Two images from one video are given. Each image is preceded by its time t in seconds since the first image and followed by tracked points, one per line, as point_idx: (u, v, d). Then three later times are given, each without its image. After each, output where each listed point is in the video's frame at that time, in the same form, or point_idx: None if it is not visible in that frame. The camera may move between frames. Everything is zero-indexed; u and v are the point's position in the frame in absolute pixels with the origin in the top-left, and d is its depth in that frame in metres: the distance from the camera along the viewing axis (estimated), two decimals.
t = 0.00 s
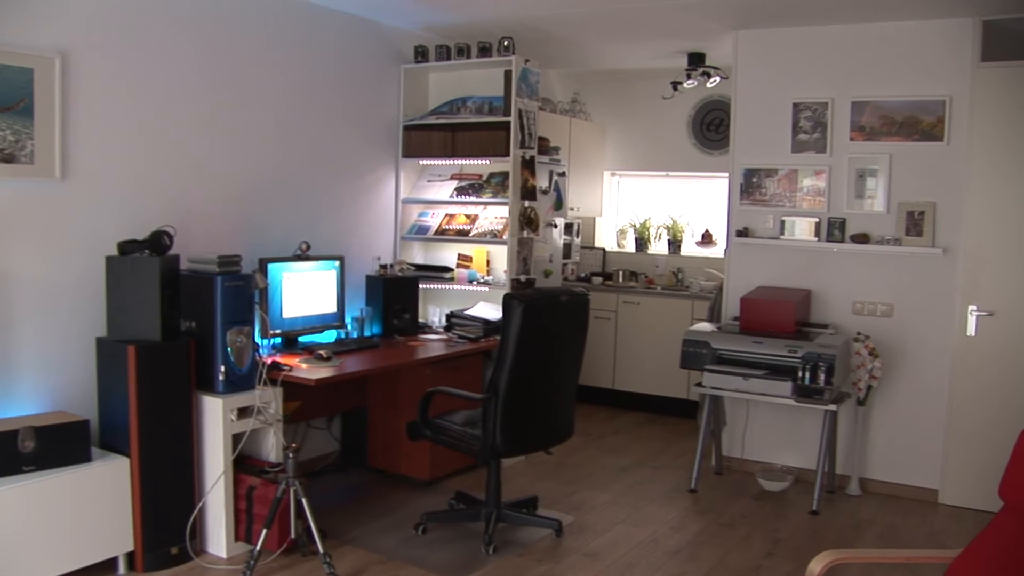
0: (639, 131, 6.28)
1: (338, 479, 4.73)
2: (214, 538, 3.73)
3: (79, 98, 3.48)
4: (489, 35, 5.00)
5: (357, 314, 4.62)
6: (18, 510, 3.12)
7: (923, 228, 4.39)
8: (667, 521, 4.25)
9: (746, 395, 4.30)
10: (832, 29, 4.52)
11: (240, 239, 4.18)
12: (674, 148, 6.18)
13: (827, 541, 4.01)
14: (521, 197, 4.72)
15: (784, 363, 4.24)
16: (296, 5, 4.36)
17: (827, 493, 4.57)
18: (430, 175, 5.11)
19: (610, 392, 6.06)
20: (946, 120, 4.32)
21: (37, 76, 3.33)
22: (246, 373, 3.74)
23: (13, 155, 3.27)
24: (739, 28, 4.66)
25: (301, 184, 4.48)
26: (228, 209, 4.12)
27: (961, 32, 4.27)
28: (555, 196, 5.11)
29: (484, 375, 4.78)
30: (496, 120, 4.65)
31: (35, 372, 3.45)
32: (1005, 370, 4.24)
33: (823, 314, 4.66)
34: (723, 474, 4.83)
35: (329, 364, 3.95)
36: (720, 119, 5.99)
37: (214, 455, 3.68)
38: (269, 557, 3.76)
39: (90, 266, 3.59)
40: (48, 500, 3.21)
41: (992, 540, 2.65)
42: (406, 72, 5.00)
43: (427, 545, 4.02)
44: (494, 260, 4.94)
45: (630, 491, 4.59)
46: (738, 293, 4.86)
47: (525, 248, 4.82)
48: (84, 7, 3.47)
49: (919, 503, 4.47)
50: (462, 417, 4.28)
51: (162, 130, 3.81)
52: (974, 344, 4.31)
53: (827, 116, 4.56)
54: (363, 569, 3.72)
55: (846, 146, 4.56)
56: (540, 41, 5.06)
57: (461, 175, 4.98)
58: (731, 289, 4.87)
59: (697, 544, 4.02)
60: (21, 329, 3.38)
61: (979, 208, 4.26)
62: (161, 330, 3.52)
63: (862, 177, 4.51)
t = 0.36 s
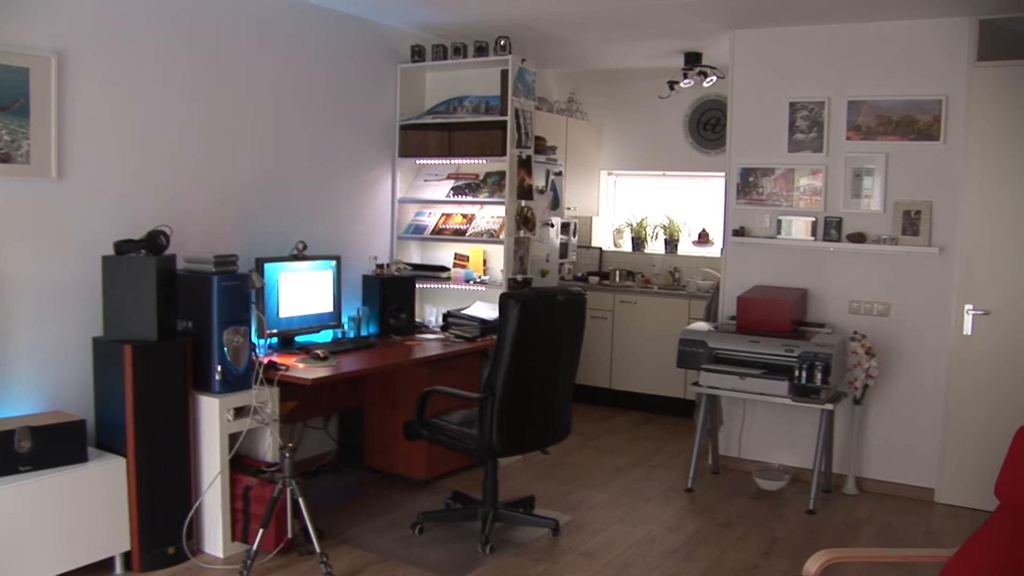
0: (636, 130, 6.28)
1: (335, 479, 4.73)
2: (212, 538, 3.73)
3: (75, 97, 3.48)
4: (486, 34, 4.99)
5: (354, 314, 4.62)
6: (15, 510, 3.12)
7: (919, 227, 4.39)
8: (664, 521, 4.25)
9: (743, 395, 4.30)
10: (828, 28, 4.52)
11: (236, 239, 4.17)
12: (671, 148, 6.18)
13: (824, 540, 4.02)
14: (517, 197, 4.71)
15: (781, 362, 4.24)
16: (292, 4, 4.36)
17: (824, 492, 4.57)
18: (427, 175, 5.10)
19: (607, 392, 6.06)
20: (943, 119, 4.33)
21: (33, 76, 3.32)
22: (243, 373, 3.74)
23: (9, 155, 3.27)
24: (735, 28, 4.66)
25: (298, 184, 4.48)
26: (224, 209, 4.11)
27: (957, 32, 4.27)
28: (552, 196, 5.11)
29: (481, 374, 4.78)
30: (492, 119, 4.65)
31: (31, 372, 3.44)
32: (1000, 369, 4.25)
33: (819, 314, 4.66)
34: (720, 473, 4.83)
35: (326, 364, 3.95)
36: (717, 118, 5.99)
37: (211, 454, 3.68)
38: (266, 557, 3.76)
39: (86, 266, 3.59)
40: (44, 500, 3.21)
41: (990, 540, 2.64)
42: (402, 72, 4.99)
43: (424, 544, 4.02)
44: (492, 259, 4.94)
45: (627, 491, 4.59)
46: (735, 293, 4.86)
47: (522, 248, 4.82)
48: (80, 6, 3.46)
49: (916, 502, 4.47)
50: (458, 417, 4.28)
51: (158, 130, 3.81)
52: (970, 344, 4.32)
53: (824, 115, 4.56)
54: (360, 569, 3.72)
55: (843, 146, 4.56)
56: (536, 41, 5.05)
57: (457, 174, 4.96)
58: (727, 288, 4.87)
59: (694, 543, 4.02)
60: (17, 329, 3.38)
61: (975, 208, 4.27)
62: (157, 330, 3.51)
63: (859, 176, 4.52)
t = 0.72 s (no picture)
0: (626, 129, 6.28)
1: (325, 479, 4.72)
2: (202, 539, 3.72)
3: (62, 97, 3.46)
4: (475, 34, 4.98)
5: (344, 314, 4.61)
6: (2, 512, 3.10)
7: (908, 225, 4.41)
8: (655, 519, 4.26)
9: (734, 393, 4.30)
10: (818, 27, 4.52)
11: (226, 239, 4.16)
12: (662, 147, 6.18)
13: (814, 538, 4.03)
14: (507, 196, 4.71)
15: (771, 360, 4.25)
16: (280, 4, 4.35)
17: (814, 490, 4.57)
18: (418, 174, 5.09)
19: (597, 391, 6.06)
20: (931, 118, 4.34)
21: (20, 75, 3.30)
22: (233, 373, 3.73)
23: None
24: (725, 27, 4.66)
25: (288, 184, 4.47)
26: (213, 209, 4.10)
27: (945, 31, 4.29)
28: (542, 195, 5.11)
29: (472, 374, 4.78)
30: (482, 118, 4.64)
31: (19, 374, 3.43)
32: (989, 366, 4.27)
33: (809, 312, 4.67)
34: (711, 472, 4.83)
35: (316, 364, 3.94)
36: (707, 117, 5.99)
37: (201, 454, 3.67)
38: (256, 557, 3.75)
39: (74, 266, 3.57)
40: (32, 502, 3.19)
41: (981, 538, 2.63)
42: (392, 71, 4.98)
43: (415, 544, 4.01)
44: (482, 259, 4.93)
45: (618, 489, 4.59)
46: (725, 291, 4.87)
47: (512, 247, 4.82)
48: (68, 5, 3.45)
49: (906, 499, 4.48)
50: (449, 416, 4.29)
51: (147, 129, 3.79)
52: (959, 342, 4.33)
53: (813, 114, 4.57)
54: (350, 569, 3.71)
55: (832, 145, 4.57)
56: (526, 40, 5.05)
57: (448, 174, 4.96)
58: (717, 287, 4.88)
59: (684, 541, 4.03)
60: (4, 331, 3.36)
61: (964, 206, 4.29)
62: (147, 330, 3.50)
63: (848, 174, 4.53)
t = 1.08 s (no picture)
0: (612, 130, 6.28)
1: (309, 479, 4.70)
2: (186, 540, 3.71)
3: (45, 96, 3.45)
4: (461, 34, 4.98)
5: (329, 314, 4.59)
6: None
7: (892, 226, 4.42)
8: (639, 519, 4.26)
9: (719, 393, 4.31)
10: (802, 28, 4.54)
11: (210, 239, 4.15)
12: (647, 148, 6.19)
13: (798, 538, 4.04)
14: (492, 196, 4.70)
15: (755, 360, 4.26)
16: (266, 3, 4.34)
17: (798, 490, 4.58)
18: (402, 174, 5.07)
19: (582, 391, 6.06)
20: (914, 119, 4.36)
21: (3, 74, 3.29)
22: (217, 374, 3.71)
23: None
24: (709, 27, 4.67)
25: (272, 183, 4.46)
26: (198, 209, 4.09)
27: (927, 33, 4.31)
28: (527, 195, 5.11)
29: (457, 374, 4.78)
30: (467, 118, 4.63)
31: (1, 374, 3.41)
32: (971, 365, 4.30)
33: (794, 313, 4.68)
34: (696, 471, 4.84)
35: (300, 365, 3.93)
36: (692, 117, 6.00)
37: (184, 455, 3.66)
38: (241, 558, 3.74)
39: (57, 267, 3.55)
40: (15, 504, 3.16)
41: (965, 539, 2.63)
42: (377, 71, 4.98)
43: (400, 545, 4.00)
44: (466, 258, 4.92)
45: (603, 489, 4.59)
46: (710, 292, 4.87)
47: (497, 247, 4.81)
48: (51, 4, 3.43)
49: (889, 498, 4.50)
50: (434, 417, 4.29)
51: (131, 129, 3.78)
52: (942, 341, 4.35)
53: (797, 115, 4.58)
54: (334, 570, 3.70)
55: (816, 145, 4.58)
56: (511, 41, 5.05)
57: (432, 174, 4.95)
58: (702, 287, 4.88)
59: (669, 541, 4.03)
60: None
61: (946, 207, 4.31)
62: (130, 330, 3.48)
63: (832, 175, 4.54)
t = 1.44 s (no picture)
0: (595, 129, 6.28)
1: (290, 479, 4.68)
2: (165, 540, 3.69)
3: (22, 94, 3.42)
4: (442, 33, 4.97)
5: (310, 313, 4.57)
6: None
7: (871, 226, 4.44)
8: (620, 518, 4.26)
9: (699, 392, 4.31)
10: (782, 29, 4.54)
11: (190, 238, 4.12)
12: (630, 147, 6.19)
13: (778, 536, 4.05)
14: (473, 195, 4.69)
15: (736, 360, 4.26)
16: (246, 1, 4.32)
17: (779, 489, 4.59)
18: (383, 173, 5.06)
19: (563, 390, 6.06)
20: (894, 119, 4.38)
21: None
22: (196, 373, 3.69)
23: None
24: (691, 27, 4.67)
25: (252, 182, 4.44)
26: (178, 207, 4.07)
27: (907, 34, 4.33)
28: (508, 195, 5.10)
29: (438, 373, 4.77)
30: (448, 118, 4.62)
31: None
32: (948, 363, 4.33)
33: (774, 312, 4.69)
34: (677, 470, 4.84)
35: (280, 364, 3.92)
36: (673, 117, 6.01)
37: (164, 456, 3.64)
38: (220, 558, 3.72)
39: (35, 265, 3.52)
40: None
41: (944, 536, 2.64)
42: (359, 70, 4.96)
43: (380, 544, 3.99)
44: (447, 257, 4.93)
45: (584, 489, 4.59)
46: (691, 291, 4.87)
47: (478, 246, 4.80)
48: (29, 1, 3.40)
49: (868, 497, 4.51)
50: (415, 416, 4.28)
51: (110, 127, 3.75)
52: (920, 341, 4.38)
53: (778, 115, 4.59)
54: (313, 570, 3.68)
55: (796, 145, 4.59)
56: (492, 40, 5.05)
57: (413, 173, 4.91)
58: (683, 287, 4.88)
59: (650, 540, 4.04)
60: None
61: (925, 207, 4.34)
62: (108, 329, 3.46)
63: (813, 175, 4.55)
